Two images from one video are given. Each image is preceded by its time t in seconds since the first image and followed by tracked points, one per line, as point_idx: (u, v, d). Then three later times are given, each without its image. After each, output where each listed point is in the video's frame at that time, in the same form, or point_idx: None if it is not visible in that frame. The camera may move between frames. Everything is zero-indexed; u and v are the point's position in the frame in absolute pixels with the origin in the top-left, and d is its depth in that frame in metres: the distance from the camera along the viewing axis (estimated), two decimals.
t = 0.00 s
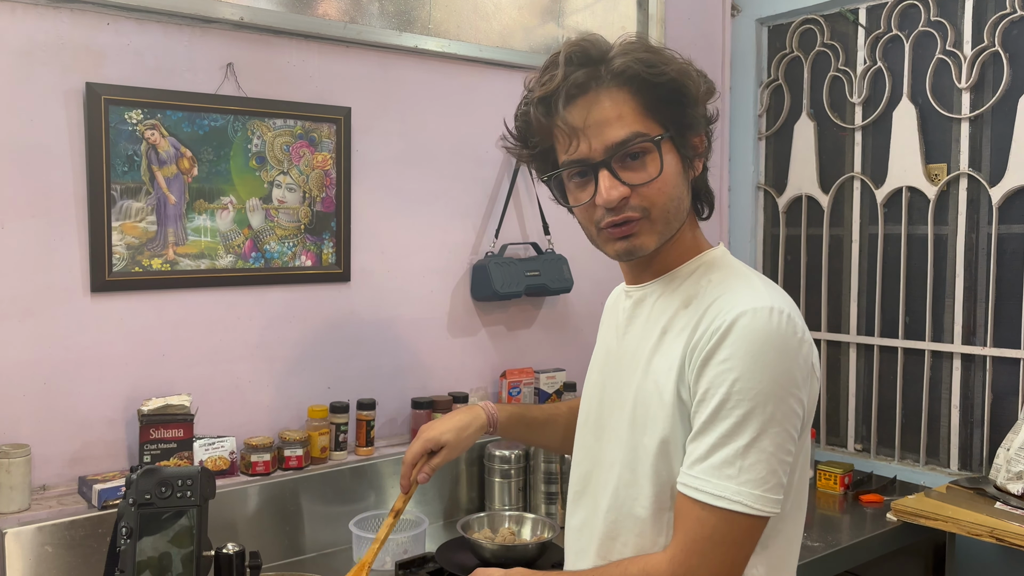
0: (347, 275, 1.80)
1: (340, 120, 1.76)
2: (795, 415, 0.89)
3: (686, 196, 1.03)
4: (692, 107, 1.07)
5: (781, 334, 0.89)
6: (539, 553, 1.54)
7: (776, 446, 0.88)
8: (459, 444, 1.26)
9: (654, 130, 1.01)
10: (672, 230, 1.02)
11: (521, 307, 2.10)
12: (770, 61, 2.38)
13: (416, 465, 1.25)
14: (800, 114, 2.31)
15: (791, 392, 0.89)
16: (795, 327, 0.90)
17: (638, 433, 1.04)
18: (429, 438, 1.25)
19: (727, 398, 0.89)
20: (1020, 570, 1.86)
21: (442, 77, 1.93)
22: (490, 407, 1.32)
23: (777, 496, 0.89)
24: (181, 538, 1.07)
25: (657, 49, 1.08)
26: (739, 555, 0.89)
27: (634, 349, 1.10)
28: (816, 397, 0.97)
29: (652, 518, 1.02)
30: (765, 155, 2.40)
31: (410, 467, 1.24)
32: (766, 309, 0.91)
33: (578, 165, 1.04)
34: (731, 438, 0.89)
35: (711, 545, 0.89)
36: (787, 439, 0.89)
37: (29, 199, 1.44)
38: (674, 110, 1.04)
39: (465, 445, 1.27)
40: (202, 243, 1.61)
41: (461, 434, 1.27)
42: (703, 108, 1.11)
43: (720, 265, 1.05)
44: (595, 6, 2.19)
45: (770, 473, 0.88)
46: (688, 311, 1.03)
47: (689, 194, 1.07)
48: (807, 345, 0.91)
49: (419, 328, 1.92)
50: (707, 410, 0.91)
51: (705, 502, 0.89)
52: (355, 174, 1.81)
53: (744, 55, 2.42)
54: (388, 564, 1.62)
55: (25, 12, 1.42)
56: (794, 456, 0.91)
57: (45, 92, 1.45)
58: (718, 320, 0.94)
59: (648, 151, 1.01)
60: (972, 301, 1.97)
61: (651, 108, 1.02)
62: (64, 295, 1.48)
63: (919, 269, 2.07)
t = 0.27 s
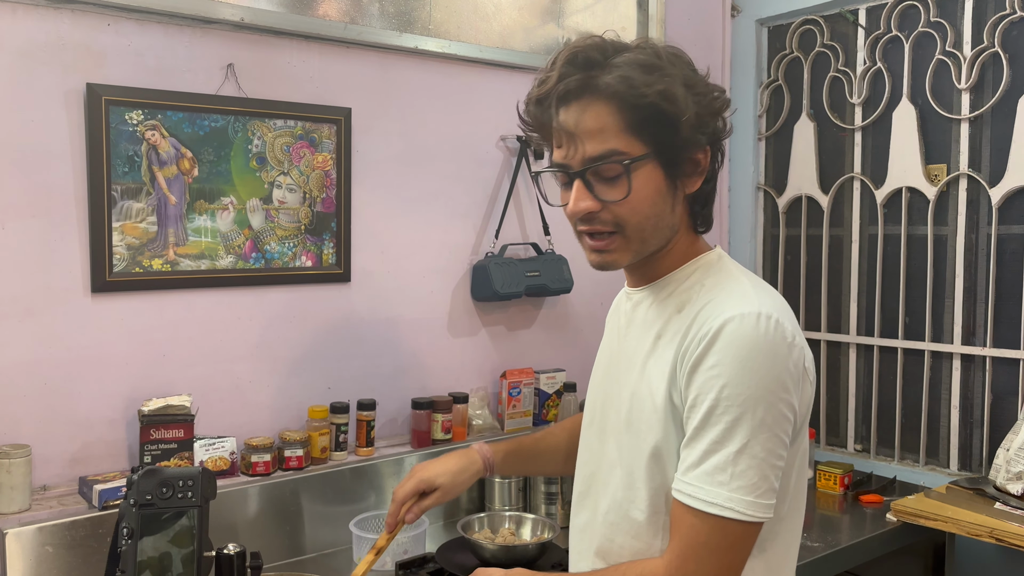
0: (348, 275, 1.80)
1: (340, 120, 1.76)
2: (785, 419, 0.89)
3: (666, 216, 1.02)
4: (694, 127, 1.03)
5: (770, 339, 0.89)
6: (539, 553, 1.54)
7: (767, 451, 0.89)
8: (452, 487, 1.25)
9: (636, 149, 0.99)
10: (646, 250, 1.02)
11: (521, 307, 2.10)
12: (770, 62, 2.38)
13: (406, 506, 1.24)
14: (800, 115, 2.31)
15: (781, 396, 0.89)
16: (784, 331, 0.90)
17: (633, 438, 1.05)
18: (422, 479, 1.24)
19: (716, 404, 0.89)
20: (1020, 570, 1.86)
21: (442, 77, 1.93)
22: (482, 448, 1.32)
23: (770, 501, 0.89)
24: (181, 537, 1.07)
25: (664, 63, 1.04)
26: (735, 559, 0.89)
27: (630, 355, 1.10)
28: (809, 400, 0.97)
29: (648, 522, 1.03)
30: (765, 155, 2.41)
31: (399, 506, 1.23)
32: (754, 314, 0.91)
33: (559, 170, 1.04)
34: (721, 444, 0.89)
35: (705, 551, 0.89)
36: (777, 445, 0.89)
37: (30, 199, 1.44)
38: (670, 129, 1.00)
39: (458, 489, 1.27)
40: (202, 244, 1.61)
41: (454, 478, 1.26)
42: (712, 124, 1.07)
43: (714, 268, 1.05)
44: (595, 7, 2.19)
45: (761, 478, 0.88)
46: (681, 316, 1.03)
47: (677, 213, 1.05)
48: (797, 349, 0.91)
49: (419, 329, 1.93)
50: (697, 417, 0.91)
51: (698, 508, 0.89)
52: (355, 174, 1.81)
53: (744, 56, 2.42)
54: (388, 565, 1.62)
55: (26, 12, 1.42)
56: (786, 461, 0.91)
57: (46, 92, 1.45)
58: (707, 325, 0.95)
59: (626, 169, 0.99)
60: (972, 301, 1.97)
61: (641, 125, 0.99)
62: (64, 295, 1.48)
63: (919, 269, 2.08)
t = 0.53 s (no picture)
0: (348, 276, 1.80)
1: (340, 121, 1.76)
2: (791, 428, 0.90)
3: (619, 242, 1.04)
4: (631, 156, 1.00)
5: (774, 349, 0.89)
6: (539, 553, 1.54)
7: (773, 460, 0.89)
8: (444, 479, 1.26)
9: (568, 187, 1.02)
10: (604, 274, 1.06)
11: (521, 308, 2.11)
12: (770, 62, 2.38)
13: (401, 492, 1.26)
14: (800, 115, 2.31)
15: (786, 406, 0.89)
16: (787, 341, 0.91)
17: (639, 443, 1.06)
18: (415, 469, 1.26)
19: (721, 415, 0.90)
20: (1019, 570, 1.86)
21: (442, 78, 1.94)
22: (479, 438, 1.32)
23: (776, 509, 0.90)
24: (181, 537, 1.06)
25: (599, 90, 1.01)
26: (741, 566, 0.90)
27: (633, 359, 1.10)
28: (814, 406, 0.97)
29: (655, 526, 1.03)
30: (765, 155, 2.41)
31: (393, 493, 1.25)
32: (757, 324, 0.91)
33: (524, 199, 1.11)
34: (726, 454, 0.89)
35: (712, 559, 0.90)
36: (783, 454, 0.89)
37: (31, 199, 1.45)
38: (597, 166, 1.00)
39: (451, 479, 1.27)
40: (202, 244, 1.61)
41: (448, 467, 1.27)
42: (665, 141, 1.01)
43: (716, 273, 1.05)
44: (595, 7, 2.19)
45: (767, 487, 0.89)
46: (683, 322, 1.03)
47: (636, 235, 1.04)
48: (802, 357, 0.91)
49: (419, 329, 1.93)
50: (703, 427, 0.91)
51: (704, 517, 0.90)
52: (355, 175, 1.81)
53: (744, 56, 2.42)
54: (388, 565, 1.62)
55: (27, 12, 1.42)
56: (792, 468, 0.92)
57: (46, 93, 1.45)
58: (711, 335, 0.95)
59: (561, 209, 1.03)
60: (972, 301, 1.97)
61: (566, 167, 1.01)
62: (64, 296, 1.49)
63: (919, 269, 2.08)
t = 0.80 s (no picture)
0: (348, 275, 1.80)
1: (340, 120, 1.76)
2: (779, 420, 0.89)
3: (614, 243, 1.04)
4: (615, 158, 0.99)
5: (759, 342, 0.89)
6: (539, 553, 1.54)
7: (761, 453, 0.89)
8: (421, 497, 1.25)
9: (558, 194, 1.03)
10: (604, 277, 1.06)
11: (520, 307, 2.11)
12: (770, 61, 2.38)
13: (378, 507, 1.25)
14: (800, 115, 2.31)
15: (772, 398, 0.89)
16: (772, 333, 0.90)
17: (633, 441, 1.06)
18: (391, 486, 1.24)
19: (707, 408, 0.90)
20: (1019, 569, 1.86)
21: (442, 77, 1.94)
22: (459, 461, 1.31)
23: (767, 502, 0.90)
24: (181, 537, 1.07)
25: (579, 95, 1.01)
26: (737, 562, 0.90)
27: (628, 357, 1.11)
28: (804, 398, 0.97)
29: (653, 524, 1.04)
30: (765, 155, 2.41)
31: (367, 509, 1.24)
32: (741, 317, 0.91)
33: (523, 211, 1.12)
34: (714, 448, 0.89)
35: (705, 554, 0.90)
36: (771, 446, 0.89)
37: (31, 199, 1.45)
38: (583, 170, 1.00)
39: (428, 500, 1.26)
40: (202, 244, 1.61)
41: (425, 487, 1.26)
42: (648, 141, 1.01)
43: (708, 268, 1.05)
44: (596, 7, 2.19)
45: (756, 481, 0.89)
46: (674, 318, 1.03)
47: (629, 235, 1.04)
48: (787, 349, 0.91)
49: (419, 329, 1.93)
50: (690, 422, 0.92)
51: (695, 512, 0.90)
52: (355, 175, 1.81)
53: (744, 56, 2.42)
54: (388, 564, 1.62)
55: (27, 12, 1.42)
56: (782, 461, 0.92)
57: (46, 93, 1.45)
58: (698, 329, 0.95)
59: (554, 215, 1.03)
60: (972, 301, 1.97)
61: (552, 175, 1.01)
62: (64, 296, 1.49)
63: (919, 268, 2.08)
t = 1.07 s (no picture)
0: (348, 275, 1.80)
1: (340, 119, 1.76)
2: (774, 415, 0.89)
3: (612, 241, 1.03)
4: (614, 154, 1.00)
5: (753, 336, 0.89)
6: (539, 552, 1.53)
7: (757, 448, 0.89)
8: (401, 485, 1.30)
9: (557, 190, 1.02)
10: (602, 275, 1.06)
11: (520, 307, 2.10)
12: (770, 61, 2.38)
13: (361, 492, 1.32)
14: (800, 114, 2.31)
15: (767, 393, 0.88)
16: (766, 327, 0.90)
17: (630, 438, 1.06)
18: (375, 473, 1.30)
19: (703, 403, 0.89)
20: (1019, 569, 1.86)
21: (442, 76, 1.93)
22: (444, 455, 1.32)
23: (763, 497, 0.90)
24: (181, 536, 1.07)
25: (578, 93, 1.02)
26: (735, 558, 0.90)
27: (625, 355, 1.11)
28: (801, 393, 0.97)
29: (650, 521, 1.03)
30: (766, 154, 2.41)
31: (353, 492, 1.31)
32: (735, 312, 0.91)
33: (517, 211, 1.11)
34: (710, 444, 0.89)
35: (703, 550, 0.89)
36: (766, 441, 0.89)
37: (30, 198, 1.44)
38: (584, 165, 0.99)
39: (410, 488, 1.30)
40: (202, 243, 1.61)
41: (407, 476, 1.30)
42: (645, 139, 1.01)
43: (703, 265, 1.04)
44: (595, 6, 2.19)
45: (753, 476, 0.88)
46: (669, 315, 1.03)
47: (626, 234, 1.04)
48: (782, 343, 0.90)
49: (419, 328, 1.93)
50: (686, 418, 0.91)
51: (692, 508, 0.90)
52: (355, 174, 1.81)
53: (744, 55, 2.42)
54: (388, 563, 1.62)
55: (27, 11, 1.42)
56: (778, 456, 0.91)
57: (46, 92, 1.45)
58: (691, 325, 0.95)
59: (552, 212, 1.03)
60: (973, 300, 1.97)
61: (551, 170, 1.01)
62: (64, 294, 1.49)
63: (919, 268, 2.07)
